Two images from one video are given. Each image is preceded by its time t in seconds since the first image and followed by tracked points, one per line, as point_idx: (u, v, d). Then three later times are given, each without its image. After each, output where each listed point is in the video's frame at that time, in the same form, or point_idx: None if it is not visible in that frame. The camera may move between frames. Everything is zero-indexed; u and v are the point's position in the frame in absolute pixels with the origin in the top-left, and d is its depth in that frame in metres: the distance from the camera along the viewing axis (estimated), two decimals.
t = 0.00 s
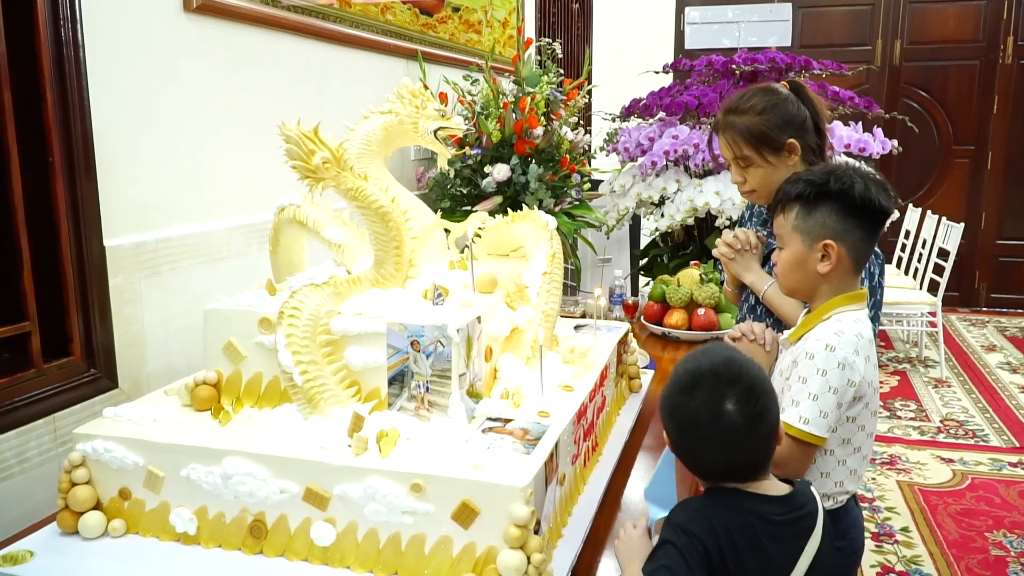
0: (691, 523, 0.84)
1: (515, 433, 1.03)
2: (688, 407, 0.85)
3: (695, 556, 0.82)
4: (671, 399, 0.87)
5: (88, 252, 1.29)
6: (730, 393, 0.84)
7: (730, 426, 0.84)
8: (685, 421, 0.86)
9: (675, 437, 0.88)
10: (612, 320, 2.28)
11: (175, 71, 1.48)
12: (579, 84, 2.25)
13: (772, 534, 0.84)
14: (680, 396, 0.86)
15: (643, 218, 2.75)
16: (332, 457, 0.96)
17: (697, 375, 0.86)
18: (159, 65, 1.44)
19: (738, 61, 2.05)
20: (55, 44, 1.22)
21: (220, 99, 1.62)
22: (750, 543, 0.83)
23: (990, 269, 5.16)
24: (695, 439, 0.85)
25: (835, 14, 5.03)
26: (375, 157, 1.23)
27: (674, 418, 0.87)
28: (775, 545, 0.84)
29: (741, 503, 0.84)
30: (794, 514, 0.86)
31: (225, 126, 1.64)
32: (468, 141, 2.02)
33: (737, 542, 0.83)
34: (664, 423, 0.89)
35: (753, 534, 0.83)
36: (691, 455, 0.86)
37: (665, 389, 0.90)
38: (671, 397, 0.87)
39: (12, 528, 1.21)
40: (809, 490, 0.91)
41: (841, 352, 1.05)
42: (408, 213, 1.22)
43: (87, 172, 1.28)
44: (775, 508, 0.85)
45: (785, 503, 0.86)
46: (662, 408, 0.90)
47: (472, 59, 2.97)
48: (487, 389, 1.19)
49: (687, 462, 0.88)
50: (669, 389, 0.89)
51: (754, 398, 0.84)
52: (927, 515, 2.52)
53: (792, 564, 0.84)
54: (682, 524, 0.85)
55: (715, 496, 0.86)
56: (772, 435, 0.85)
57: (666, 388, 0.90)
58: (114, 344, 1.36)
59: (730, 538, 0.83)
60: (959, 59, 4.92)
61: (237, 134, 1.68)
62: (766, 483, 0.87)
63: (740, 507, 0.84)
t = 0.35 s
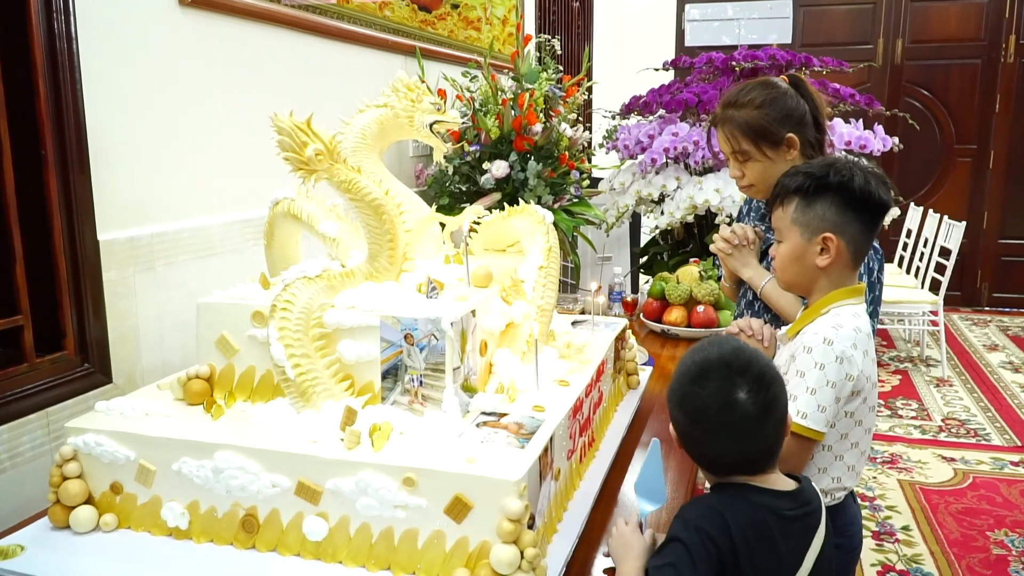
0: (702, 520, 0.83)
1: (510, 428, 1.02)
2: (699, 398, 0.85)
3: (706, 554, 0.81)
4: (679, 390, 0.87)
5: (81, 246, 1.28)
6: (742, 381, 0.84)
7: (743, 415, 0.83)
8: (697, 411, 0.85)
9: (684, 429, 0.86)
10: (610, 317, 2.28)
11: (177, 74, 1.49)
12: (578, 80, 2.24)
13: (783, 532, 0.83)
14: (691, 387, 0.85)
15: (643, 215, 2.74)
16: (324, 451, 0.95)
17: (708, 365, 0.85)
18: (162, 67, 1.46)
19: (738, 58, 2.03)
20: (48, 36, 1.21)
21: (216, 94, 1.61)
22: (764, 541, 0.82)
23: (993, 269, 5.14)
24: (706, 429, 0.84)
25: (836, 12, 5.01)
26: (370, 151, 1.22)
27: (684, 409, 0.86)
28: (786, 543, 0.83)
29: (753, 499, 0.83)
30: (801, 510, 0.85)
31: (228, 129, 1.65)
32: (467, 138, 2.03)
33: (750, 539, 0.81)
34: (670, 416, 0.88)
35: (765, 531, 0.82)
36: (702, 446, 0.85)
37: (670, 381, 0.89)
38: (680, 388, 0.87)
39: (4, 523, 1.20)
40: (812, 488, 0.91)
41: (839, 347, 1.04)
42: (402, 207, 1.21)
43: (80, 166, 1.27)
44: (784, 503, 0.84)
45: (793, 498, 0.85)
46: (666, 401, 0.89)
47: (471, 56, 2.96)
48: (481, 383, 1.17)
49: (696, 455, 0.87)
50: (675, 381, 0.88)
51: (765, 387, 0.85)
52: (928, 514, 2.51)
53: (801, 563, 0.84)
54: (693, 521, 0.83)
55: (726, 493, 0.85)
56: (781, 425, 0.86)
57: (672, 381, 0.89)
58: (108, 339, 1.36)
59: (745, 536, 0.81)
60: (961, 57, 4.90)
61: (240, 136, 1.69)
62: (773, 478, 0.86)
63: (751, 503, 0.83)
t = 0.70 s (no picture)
0: (716, 524, 0.83)
1: (511, 429, 1.03)
2: (708, 397, 0.85)
3: (722, 557, 0.82)
4: (687, 392, 0.86)
5: (85, 247, 1.29)
6: (750, 377, 0.85)
7: (753, 408, 0.84)
8: (707, 410, 0.85)
9: (696, 430, 0.86)
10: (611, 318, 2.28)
11: (179, 76, 1.50)
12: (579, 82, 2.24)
13: (795, 531, 0.85)
14: (699, 387, 0.86)
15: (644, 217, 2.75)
16: (326, 452, 0.95)
17: (714, 364, 0.85)
18: (163, 67, 1.46)
19: (739, 60, 2.04)
20: (52, 38, 1.21)
21: (218, 95, 1.61)
22: (779, 542, 0.83)
23: (994, 270, 5.14)
24: (718, 428, 0.84)
25: (837, 13, 5.02)
26: (372, 153, 1.23)
27: (694, 409, 0.86)
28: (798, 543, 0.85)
29: (766, 500, 0.84)
30: (806, 508, 0.87)
31: (226, 128, 1.65)
32: (469, 139, 2.03)
33: (765, 541, 0.82)
34: (679, 418, 0.88)
35: (778, 533, 0.83)
36: (716, 445, 0.85)
37: (676, 384, 0.89)
38: (688, 390, 0.86)
39: (7, 523, 1.21)
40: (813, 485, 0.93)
41: (841, 349, 1.04)
42: (403, 209, 1.21)
43: (83, 167, 1.27)
44: (793, 503, 0.86)
45: (801, 496, 0.87)
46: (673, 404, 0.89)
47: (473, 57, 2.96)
48: (483, 385, 1.18)
49: (708, 456, 0.87)
50: (681, 383, 0.88)
51: (770, 380, 0.86)
52: (929, 515, 2.51)
53: (811, 559, 0.86)
54: (706, 526, 0.84)
55: (738, 496, 0.86)
56: (787, 417, 0.87)
57: (677, 384, 0.89)
58: (111, 340, 1.36)
59: (761, 539, 0.82)
60: (962, 59, 4.91)
61: (239, 135, 1.69)
62: (780, 477, 0.88)
63: (764, 505, 0.84)
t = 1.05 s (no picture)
0: (733, 535, 0.85)
1: (515, 432, 1.04)
2: (738, 400, 0.85)
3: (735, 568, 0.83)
4: (711, 399, 0.86)
5: (91, 250, 1.30)
6: (774, 375, 0.86)
7: (782, 407, 0.85)
8: (738, 414, 0.85)
9: (725, 436, 0.86)
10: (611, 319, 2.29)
11: (183, 79, 1.51)
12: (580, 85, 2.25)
13: (805, 541, 0.87)
14: (724, 392, 0.86)
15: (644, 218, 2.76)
16: (331, 455, 0.96)
17: (737, 367, 0.87)
18: (168, 71, 1.47)
19: (739, 62, 2.05)
20: (59, 43, 1.23)
21: (221, 98, 1.62)
22: (791, 553, 0.85)
23: (993, 271, 5.15)
24: (748, 431, 0.85)
25: (837, 15, 5.03)
26: (375, 157, 1.24)
27: (722, 415, 0.86)
28: (807, 553, 0.87)
29: (781, 511, 0.86)
30: (817, 517, 0.89)
31: (226, 127, 1.64)
32: (471, 142, 2.03)
33: (777, 553, 0.84)
34: (703, 427, 0.88)
35: (791, 545, 0.85)
36: (747, 449, 0.85)
37: (694, 394, 0.89)
38: (711, 397, 0.87)
39: (14, 525, 1.22)
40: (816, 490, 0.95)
41: (842, 353, 1.05)
42: (407, 213, 1.22)
43: (89, 170, 1.29)
44: (805, 515, 0.87)
45: (812, 507, 0.89)
46: (693, 414, 0.89)
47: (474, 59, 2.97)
48: (487, 387, 1.20)
49: (734, 463, 0.87)
50: (701, 392, 0.88)
51: (792, 378, 0.88)
52: (929, 516, 2.52)
53: (816, 566, 0.88)
54: (722, 536, 0.85)
55: (755, 506, 0.87)
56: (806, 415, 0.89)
57: (695, 393, 0.89)
58: (117, 343, 1.37)
59: (775, 549, 0.84)
60: (962, 60, 4.92)
61: (240, 135, 1.69)
62: (791, 486, 0.89)
63: (779, 518, 0.85)
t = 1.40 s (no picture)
0: (731, 530, 0.85)
1: (518, 431, 1.04)
2: (736, 402, 0.86)
3: (734, 563, 0.84)
4: (710, 400, 0.87)
5: (94, 251, 1.30)
6: (771, 378, 0.87)
7: (778, 410, 0.86)
8: (736, 416, 0.86)
9: (722, 437, 0.87)
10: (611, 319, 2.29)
11: (185, 80, 1.51)
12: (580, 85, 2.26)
13: (803, 533, 0.87)
14: (723, 394, 0.87)
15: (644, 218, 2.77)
16: (335, 454, 0.97)
17: (735, 369, 0.87)
18: (170, 71, 1.47)
19: (739, 63, 2.06)
20: (63, 45, 1.23)
21: (223, 99, 1.63)
22: (789, 545, 0.85)
23: (992, 271, 5.16)
24: (745, 433, 0.86)
25: (837, 15, 5.03)
26: (377, 158, 1.25)
27: (721, 416, 0.86)
28: (806, 544, 0.87)
29: (778, 505, 0.86)
30: (812, 509, 0.90)
31: (226, 127, 1.64)
32: (471, 142, 2.03)
33: (776, 546, 0.84)
34: (700, 428, 0.88)
35: (789, 537, 0.86)
36: (744, 451, 0.86)
37: (692, 394, 0.89)
38: (709, 399, 0.87)
39: (18, 525, 1.22)
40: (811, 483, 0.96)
41: (844, 354, 1.06)
42: (409, 213, 1.23)
43: (93, 171, 1.29)
44: (800, 506, 0.88)
45: (806, 499, 0.90)
46: (690, 415, 0.89)
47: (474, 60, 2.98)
48: (489, 387, 1.21)
49: (730, 463, 0.88)
50: (700, 393, 0.88)
51: (789, 381, 0.89)
52: (928, 515, 2.53)
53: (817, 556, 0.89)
54: (720, 532, 0.86)
55: (751, 501, 0.87)
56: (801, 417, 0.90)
57: (693, 394, 0.89)
58: (120, 343, 1.38)
59: (773, 543, 0.84)
60: (961, 60, 4.93)
61: (241, 135, 1.69)
62: (785, 480, 0.90)
63: (776, 512, 0.86)
